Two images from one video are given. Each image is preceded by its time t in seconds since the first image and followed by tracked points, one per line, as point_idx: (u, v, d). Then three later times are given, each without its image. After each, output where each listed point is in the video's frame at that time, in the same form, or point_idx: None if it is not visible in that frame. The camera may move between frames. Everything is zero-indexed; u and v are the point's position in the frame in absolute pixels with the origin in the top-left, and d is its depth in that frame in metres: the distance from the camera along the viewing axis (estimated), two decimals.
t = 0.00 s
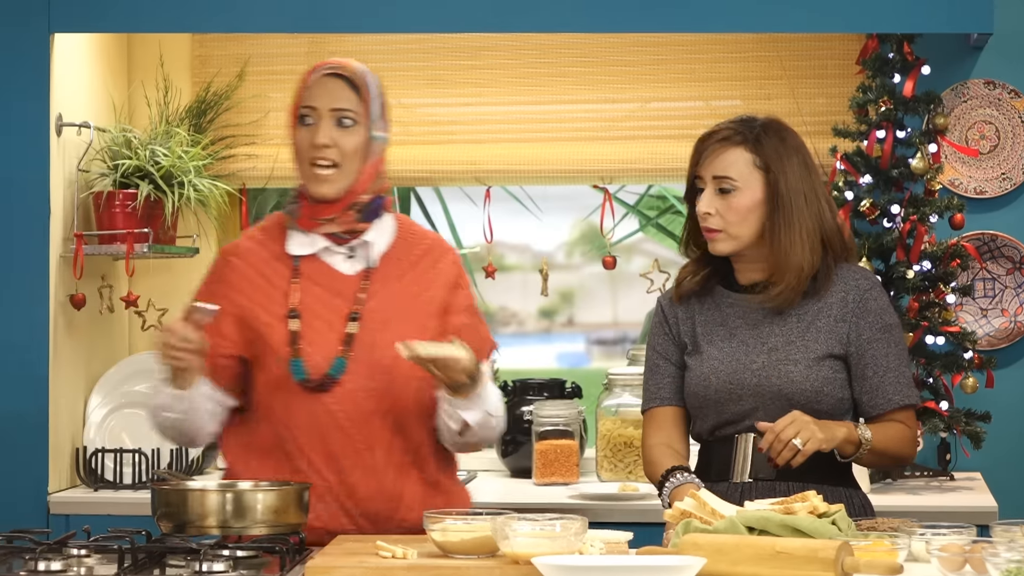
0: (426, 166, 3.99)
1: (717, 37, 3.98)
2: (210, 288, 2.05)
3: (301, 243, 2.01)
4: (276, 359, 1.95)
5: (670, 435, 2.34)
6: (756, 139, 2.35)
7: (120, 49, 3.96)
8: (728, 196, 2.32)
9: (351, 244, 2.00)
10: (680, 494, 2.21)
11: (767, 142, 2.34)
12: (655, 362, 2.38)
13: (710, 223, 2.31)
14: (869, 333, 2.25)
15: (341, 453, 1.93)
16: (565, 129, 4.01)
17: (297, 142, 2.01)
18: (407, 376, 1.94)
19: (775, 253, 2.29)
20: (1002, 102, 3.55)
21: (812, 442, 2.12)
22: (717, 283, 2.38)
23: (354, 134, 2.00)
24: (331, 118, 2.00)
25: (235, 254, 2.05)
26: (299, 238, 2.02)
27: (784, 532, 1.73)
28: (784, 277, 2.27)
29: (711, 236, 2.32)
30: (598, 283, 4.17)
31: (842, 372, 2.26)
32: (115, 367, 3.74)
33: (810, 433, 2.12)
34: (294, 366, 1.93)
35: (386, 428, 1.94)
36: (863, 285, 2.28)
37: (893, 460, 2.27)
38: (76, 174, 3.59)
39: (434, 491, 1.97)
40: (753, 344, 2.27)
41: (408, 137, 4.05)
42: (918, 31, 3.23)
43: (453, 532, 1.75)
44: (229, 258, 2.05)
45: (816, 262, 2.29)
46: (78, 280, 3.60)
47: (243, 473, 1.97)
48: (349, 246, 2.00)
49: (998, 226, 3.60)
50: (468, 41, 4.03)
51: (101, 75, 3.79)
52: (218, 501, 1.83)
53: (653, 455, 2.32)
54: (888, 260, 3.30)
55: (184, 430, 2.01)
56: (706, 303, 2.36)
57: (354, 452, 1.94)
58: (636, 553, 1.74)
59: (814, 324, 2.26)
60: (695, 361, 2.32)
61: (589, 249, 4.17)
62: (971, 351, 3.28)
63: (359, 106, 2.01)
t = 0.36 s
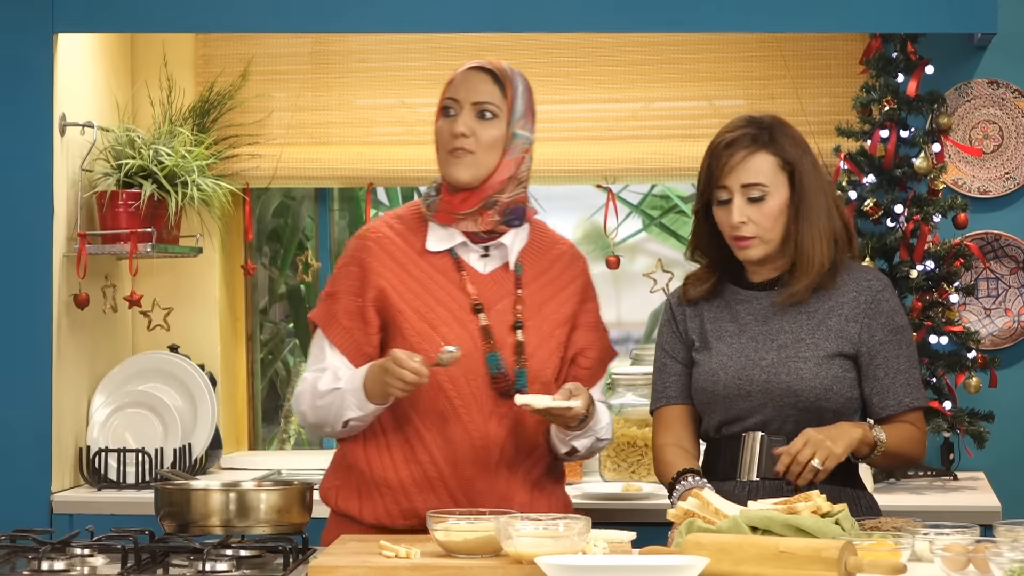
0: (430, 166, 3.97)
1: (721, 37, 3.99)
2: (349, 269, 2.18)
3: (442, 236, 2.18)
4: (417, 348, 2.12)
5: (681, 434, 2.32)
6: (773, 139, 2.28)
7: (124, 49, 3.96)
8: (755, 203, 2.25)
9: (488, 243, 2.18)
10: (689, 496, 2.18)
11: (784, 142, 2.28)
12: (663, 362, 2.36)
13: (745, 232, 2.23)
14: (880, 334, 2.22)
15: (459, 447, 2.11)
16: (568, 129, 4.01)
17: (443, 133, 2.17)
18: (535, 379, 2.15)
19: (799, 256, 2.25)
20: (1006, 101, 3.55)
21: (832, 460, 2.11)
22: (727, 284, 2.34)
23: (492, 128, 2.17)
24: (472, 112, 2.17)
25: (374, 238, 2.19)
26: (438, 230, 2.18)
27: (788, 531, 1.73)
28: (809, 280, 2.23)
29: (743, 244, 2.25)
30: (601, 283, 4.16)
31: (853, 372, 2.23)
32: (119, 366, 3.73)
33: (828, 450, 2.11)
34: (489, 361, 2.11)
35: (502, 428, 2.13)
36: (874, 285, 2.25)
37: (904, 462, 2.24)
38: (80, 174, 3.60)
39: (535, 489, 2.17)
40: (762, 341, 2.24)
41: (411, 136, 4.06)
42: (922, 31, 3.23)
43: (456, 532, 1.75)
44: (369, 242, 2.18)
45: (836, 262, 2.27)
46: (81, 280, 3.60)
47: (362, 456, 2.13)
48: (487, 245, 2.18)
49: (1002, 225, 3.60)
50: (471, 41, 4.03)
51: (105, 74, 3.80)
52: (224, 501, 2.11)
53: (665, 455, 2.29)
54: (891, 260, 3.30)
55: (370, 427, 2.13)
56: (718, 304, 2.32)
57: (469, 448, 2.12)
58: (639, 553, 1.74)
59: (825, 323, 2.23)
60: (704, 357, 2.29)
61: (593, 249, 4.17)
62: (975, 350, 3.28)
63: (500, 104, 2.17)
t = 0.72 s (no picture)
0: (430, 166, 3.97)
1: (721, 37, 3.99)
2: (381, 263, 2.35)
3: (474, 234, 2.34)
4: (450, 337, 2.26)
5: (703, 435, 2.36)
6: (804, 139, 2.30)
7: (124, 49, 3.96)
8: (805, 207, 2.27)
9: (519, 241, 2.34)
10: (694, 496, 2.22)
11: (816, 142, 2.31)
12: (687, 362, 2.40)
13: (805, 236, 2.26)
14: (906, 334, 2.26)
15: (496, 443, 2.24)
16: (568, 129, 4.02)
17: (477, 124, 2.34)
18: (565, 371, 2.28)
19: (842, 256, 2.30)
20: (1006, 101, 3.55)
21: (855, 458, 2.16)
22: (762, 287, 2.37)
23: (523, 121, 2.34)
24: (506, 105, 2.34)
25: (405, 236, 2.35)
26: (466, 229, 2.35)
27: (788, 531, 1.73)
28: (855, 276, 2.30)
29: (801, 247, 2.28)
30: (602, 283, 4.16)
31: (878, 372, 2.27)
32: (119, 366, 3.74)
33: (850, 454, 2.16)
34: (515, 360, 2.24)
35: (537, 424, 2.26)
36: (901, 286, 2.30)
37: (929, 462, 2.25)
38: (80, 174, 3.60)
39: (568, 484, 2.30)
40: (788, 341, 2.29)
41: (411, 136, 4.06)
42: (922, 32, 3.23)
43: (457, 532, 1.75)
44: (400, 240, 2.35)
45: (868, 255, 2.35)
46: (82, 280, 3.60)
47: (400, 454, 2.25)
48: (518, 242, 2.35)
49: (1002, 225, 3.60)
50: (471, 41, 4.03)
51: (105, 75, 3.80)
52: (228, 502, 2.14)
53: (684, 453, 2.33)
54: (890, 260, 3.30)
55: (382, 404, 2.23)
56: (751, 308, 2.36)
57: (506, 445, 2.24)
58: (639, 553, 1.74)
59: (850, 324, 2.27)
60: (729, 356, 2.33)
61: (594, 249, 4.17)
62: (975, 351, 3.29)
63: (533, 99, 2.34)
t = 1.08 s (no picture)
0: (430, 166, 3.97)
1: (721, 37, 4.00)
2: (365, 263, 2.26)
3: (453, 233, 2.29)
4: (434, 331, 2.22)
5: (717, 429, 2.44)
6: (822, 131, 2.37)
7: (124, 49, 3.97)
8: (808, 194, 2.33)
9: (500, 236, 2.30)
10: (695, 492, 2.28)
11: (834, 135, 2.37)
12: (711, 354, 2.47)
13: (803, 224, 2.31)
14: (931, 337, 2.28)
15: (484, 438, 2.19)
16: (568, 129, 4.02)
17: (454, 136, 2.28)
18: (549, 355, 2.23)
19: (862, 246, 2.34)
20: (1006, 101, 3.55)
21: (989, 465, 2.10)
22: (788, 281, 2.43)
23: (501, 132, 2.26)
24: (481, 117, 2.26)
25: (388, 234, 2.31)
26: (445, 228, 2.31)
27: (788, 531, 1.73)
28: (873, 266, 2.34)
29: (802, 237, 2.32)
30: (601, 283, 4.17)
31: (900, 376, 2.30)
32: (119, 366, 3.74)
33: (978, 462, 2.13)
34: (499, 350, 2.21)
35: (525, 416, 2.21)
36: (926, 289, 2.31)
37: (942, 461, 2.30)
38: (80, 174, 3.60)
39: (563, 480, 2.25)
40: (810, 342, 2.33)
41: (411, 136, 4.06)
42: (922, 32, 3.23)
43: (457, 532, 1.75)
44: (377, 241, 2.29)
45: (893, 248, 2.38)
46: (82, 280, 3.60)
47: (388, 457, 2.21)
48: (499, 237, 2.30)
49: (1002, 225, 3.60)
50: (471, 41, 4.04)
51: (106, 74, 3.81)
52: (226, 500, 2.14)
53: (698, 444, 2.43)
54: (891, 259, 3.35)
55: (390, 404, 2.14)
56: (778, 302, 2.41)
57: (495, 440, 2.20)
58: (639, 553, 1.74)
59: (874, 326, 2.31)
60: (752, 353, 2.39)
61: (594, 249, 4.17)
62: (975, 351, 3.28)
63: (509, 110, 2.27)
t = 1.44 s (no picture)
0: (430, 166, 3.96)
1: (720, 37, 4.00)
2: (347, 275, 2.22)
3: (437, 235, 2.25)
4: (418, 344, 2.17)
5: (719, 426, 2.44)
6: (836, 131, 2.36)
7: (124, 49, 3.97)
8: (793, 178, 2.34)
9: (483, 238, 2.25)
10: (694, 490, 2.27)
11: (847, 139, 2.35)
12: (717, 350, 2.47)
13: (769, 202, 2.36)
14: (931, 345, 2.29)
15: (468, 450, 2.16)
16: (568, 129, 4.02)
17: (432, 133, 2.22)
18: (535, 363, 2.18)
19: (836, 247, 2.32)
20: (1006, 101, 3.55)
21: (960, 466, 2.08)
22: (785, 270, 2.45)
23: (483, 124, 2.21)
24: (461, 109, 2.21)
25: (366, 242, 2.25)
26: (428, 230, 2.26)
27: (788, 531, 1.73)
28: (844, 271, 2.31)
29: (769, 215, 2.37)
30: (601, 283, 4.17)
31: (899, 382, 2.30)
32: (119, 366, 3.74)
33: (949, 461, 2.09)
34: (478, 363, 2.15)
35: (508, 426, 2.17)
36: (929, 296, 2.31)
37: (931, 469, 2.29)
38: (80, 174, 3.60)
39: (551, 489, 2.21)
40: (811, 345, 2.33)
41: (411, 136, 4.06)
42: (922, 32, 3.23)
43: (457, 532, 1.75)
44: (356, 250, 2.24)
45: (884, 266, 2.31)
46: (82, 280, 3.60)
47: (371, 469, 2.18)
48: (483, 240, 2.25)
49: (1002, 225, 3.60)
50: (471, 41, 4.04)
51: (106, 74, 3.81)
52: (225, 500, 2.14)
53: (699, 439, 2.43)
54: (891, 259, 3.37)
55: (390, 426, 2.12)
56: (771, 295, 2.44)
57: (479, 452, 2.16)
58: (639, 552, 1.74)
59: (875, 332, 2.31)
60: (755, 352, 2.39)
61: (594, 249, 4.17)
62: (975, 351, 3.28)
63: (489, 101, 2.22)
